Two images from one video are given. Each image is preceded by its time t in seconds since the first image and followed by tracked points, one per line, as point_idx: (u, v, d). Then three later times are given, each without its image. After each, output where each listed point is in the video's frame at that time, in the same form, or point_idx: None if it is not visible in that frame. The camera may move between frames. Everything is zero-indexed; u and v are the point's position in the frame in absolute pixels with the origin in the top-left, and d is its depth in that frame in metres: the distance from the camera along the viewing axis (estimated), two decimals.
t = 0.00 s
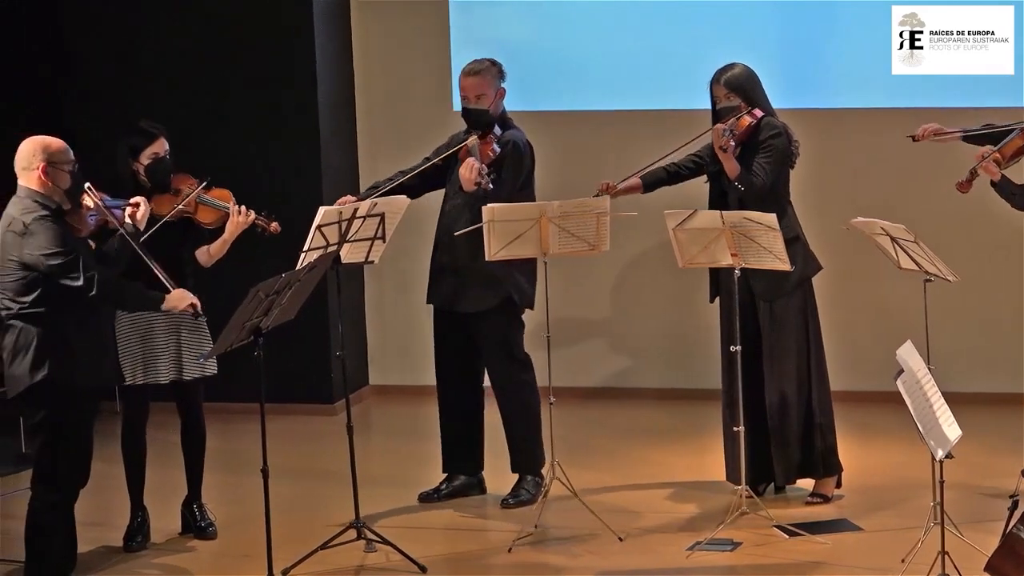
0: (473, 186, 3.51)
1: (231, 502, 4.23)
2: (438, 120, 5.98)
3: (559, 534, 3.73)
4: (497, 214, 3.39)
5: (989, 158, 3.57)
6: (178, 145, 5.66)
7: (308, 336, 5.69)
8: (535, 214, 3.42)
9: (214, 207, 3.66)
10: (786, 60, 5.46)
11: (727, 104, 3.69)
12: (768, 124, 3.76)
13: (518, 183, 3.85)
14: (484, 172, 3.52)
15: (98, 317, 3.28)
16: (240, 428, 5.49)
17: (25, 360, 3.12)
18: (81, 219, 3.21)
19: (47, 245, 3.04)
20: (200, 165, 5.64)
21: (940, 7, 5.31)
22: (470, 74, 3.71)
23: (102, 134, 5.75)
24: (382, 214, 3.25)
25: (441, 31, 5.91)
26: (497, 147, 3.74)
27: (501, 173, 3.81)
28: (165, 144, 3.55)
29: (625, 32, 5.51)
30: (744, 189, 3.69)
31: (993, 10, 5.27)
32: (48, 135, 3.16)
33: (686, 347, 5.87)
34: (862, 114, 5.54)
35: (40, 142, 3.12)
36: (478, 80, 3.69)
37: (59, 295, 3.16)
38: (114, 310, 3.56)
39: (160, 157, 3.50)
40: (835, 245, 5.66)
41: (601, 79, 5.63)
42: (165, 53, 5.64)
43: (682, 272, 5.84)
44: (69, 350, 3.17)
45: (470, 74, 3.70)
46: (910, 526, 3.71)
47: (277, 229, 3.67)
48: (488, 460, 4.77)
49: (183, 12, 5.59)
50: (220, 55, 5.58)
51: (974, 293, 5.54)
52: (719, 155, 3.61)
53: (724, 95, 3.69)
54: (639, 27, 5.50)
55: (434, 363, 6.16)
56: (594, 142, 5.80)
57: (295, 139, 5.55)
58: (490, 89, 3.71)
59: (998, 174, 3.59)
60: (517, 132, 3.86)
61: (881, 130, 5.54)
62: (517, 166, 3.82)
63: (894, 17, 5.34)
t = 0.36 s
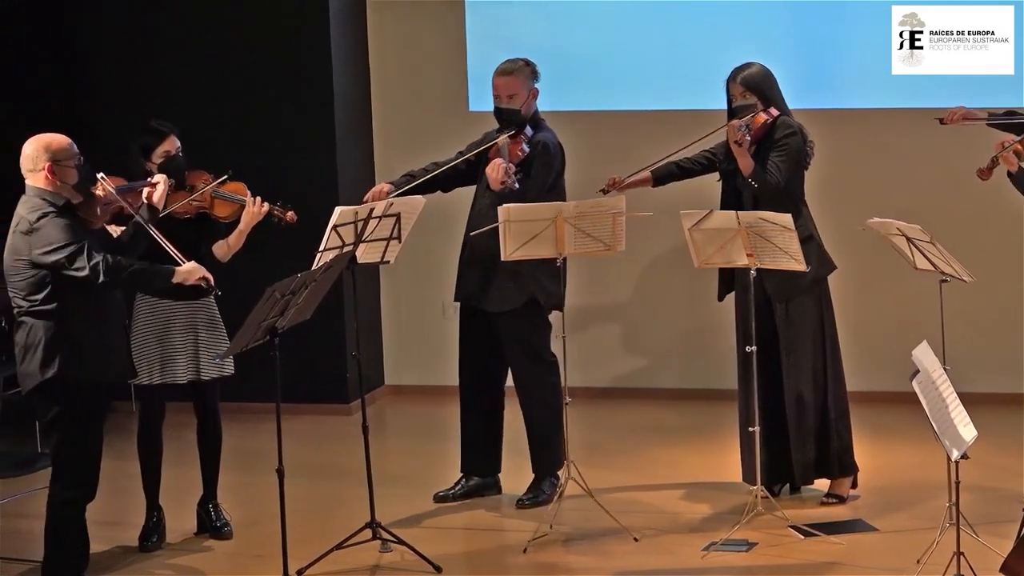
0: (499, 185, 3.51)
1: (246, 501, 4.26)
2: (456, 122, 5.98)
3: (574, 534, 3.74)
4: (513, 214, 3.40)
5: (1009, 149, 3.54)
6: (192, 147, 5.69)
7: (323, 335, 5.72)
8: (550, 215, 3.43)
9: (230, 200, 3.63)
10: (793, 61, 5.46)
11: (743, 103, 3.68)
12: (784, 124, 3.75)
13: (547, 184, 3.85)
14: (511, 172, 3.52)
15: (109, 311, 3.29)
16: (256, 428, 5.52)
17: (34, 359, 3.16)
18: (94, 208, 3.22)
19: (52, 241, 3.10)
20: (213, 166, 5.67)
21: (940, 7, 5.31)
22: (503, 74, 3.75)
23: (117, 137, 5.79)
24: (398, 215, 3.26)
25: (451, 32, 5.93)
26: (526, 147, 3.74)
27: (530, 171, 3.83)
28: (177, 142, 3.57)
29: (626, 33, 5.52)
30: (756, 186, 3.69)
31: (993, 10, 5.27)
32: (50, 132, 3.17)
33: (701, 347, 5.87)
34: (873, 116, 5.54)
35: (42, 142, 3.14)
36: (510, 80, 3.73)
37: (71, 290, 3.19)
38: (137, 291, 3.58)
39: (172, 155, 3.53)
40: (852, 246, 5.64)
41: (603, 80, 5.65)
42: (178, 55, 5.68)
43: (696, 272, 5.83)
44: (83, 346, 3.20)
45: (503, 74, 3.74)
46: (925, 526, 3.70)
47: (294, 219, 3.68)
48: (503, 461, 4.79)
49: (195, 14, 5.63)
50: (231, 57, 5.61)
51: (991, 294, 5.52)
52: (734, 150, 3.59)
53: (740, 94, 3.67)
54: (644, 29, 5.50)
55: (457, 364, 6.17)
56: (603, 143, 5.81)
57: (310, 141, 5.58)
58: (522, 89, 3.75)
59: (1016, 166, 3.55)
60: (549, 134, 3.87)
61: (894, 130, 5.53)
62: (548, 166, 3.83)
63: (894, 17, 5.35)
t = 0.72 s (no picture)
0: (518, 193, 3.53)
1: (252, 500, 4.27)
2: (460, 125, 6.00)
3: (581, 534, 3.74)
4: (520, 213, 3.40)
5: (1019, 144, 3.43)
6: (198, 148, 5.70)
7: (331, 335, 5.73)
8: (557, 214, 3.43)
9: (236, 196, 3.73)
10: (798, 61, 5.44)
11: (752, 102, 3.68)
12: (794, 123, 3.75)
13: (569, 184, 3.86)
14: (530, 180, 3.55)
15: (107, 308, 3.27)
16: (262, 428, 5.52)
17: (33, 361, 3.16)
18: (98, 214, 3.28)
19: (46, 243, 3.09)
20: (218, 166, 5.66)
21: (940, 6, 5.30)
22: (524, 76, 3.74)
23: (123, 137, 5.80)
24: (405, 214, 3.26)
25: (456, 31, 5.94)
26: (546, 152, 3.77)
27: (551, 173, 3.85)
28: (183, 140, 3.57)
29: (626, 33, 5.52)
30: (765, 184, 3.66)
31: (993, 10, 5.26)
32: (54, 132, 3.16)
33: (707, 347, 5.86)
34: (877, 114, 5.54)
35: (45, 142, 3.12)
36: (530, 83, 3.73)
37: (66, 291, 3.17)
38: (143, 289, 3.59)
39: (179, 153, 3.52)
40: (858, 246, 5.63)
41: (603, 80, 5.64)
42: (182, 55, 5.69)
43: (702, 272, 5.83)
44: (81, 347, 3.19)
45: (524, 77, 3.74)
46: (932, 526, 3.70)
47: (302, 213, 3.76)
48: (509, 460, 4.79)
49: (200, 15, 5.64)
50: (236, 57, 5.62)
51: (998, 294, 5.51)
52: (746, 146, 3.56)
53: (750, 93, 3.68)
54: (645, 29, 5.49)
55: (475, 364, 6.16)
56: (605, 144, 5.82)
57: (315, 141, 5.59)
58: (542, 92, 3.75)
59: None
60: (570, 136, 3.88)
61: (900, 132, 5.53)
62: (569, 168, 3.84)
63: (894, 17, 5.34)
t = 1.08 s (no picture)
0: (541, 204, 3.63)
1: (259, 500, 4.27)
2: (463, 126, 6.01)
3: (588, 534, 3.74)
4: (527, 213, 3.41)
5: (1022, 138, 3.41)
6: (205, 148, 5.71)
7: (338, 335, 5.74)
8: (565, 214, 3.43)
9: (247, 194, 3.76)
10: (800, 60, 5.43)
11: (762, 101, 3.65)
12: (803, 123, 3.75)
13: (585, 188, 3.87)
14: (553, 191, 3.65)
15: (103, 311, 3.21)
16: (269, 428, 5.53)
17: (31, 366, 3.12)
18: (99, 219, 3.23)
19: (42, 248, 3.04)
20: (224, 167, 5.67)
21: (940, 6, 5.28)
22: (538, 79, 3.74)
23: (130, 138, 5.82)
24: (412, 214, 3.26)
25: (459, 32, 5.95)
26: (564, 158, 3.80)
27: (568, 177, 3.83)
28: (192, 138, 3.57)
29: (627, 33, 5.52)
30: (777, 183, 3.67)
31: (993, 10, 5.24)
32: (57, 135, 3.10)
33: (715, 346, 5.86)
34: (880, 114, 5.53)
35: (47, 145, 3.06)
36: (545, 87, 3.73)
37: (63, 297, 3.12)
38: (150, 289, 3.60)
39: (187, 151, 3.53)
40: (864, 246, 5.62)
41: (604, 80, 5.64)
42: (187, 56, 5.70)
43: (710, 272, 5.83)
44: (78, 352, 3.14)
45: (539, 80, 3.73)
46: (939, 527, 3.69)
47: (311, 210, 3.76)
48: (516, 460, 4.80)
49: (204, 15, 5.65)
50: (240, 57, 5.63)
51: (1006, 293, 5.49)
52: (758, 145, 3.58)
53: (760, 92, 3.66)
54: (646, 29, 5.49)
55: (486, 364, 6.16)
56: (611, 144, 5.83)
57: (322, 141, 5.59)
58: (556, 95, 3.76)
59: None
60: (582, 138, 3.86)
61: (908, 133, 5.52)
62: (585, 172, 3.84)
63: (894, 17, 5.32)
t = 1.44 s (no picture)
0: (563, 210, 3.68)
1: (272, 500, 4.29)
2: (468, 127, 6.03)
3: (601, 534, 3.74)
4: (540, 214, 3.42)
5: None
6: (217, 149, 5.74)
7: (351, 334, 5.75)
8: (578, 214, 3.43)
9: (263, 184, 3.70)
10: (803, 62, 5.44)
11: (779, 101, 3.67)
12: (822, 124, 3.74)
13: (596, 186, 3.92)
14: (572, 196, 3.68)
15: (101, 311, 3.09)
16: (282, 427, 5.55)
17: (31, 370, 3.02)
18: (109, 224, 3.15)
19: (39, 250, 2.96)
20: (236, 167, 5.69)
21: (939, 7, 5.29)
22: (539, 84, 3.74)
23: (144, 139, 5.85)
24: (425, 214, 3.26)
25: (467, 32, 5.97)
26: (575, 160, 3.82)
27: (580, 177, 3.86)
28: (203, 134, 3.60)
29: (632, 33, 5.54)
30: (799, 185, 3.67)
31: (993, 10, 5.25)
32: (69, 139, 3.01)
33: (728, 346, 5.85)
34: (881, 113, 5.55)
35: (57, 149, 2.98)
36: (547, 90, 3.74)
37: (64, 299, 3.02)
38: (164, 288, 3.61)
39: (199, 147, 3.55)
40: (877, 245, 5.61)
41: (605, 81, 5.64)
42: (198, 57, 5.73)
43: (722, 272, 5.82)
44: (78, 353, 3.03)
45: (540, 84, 3.74)
46: (952, 527, 3.68)
47: (328, 198, 3.69)
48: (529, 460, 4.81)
49: (213, 17, 5.69)
50: (250, 58, 5.66)
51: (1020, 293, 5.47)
52: (782, 145, 3.60)
53: (776, 92, 3.67)
54: (648, 30, 5.51)
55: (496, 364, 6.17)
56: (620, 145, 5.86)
57: (334, 140, 5.61)
58: (558, 96, 3.77)
59: None
60: (586, 138, 3.91)
61: (921, 129, 5.51)
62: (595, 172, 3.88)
63: (894, 17, 5.32)
